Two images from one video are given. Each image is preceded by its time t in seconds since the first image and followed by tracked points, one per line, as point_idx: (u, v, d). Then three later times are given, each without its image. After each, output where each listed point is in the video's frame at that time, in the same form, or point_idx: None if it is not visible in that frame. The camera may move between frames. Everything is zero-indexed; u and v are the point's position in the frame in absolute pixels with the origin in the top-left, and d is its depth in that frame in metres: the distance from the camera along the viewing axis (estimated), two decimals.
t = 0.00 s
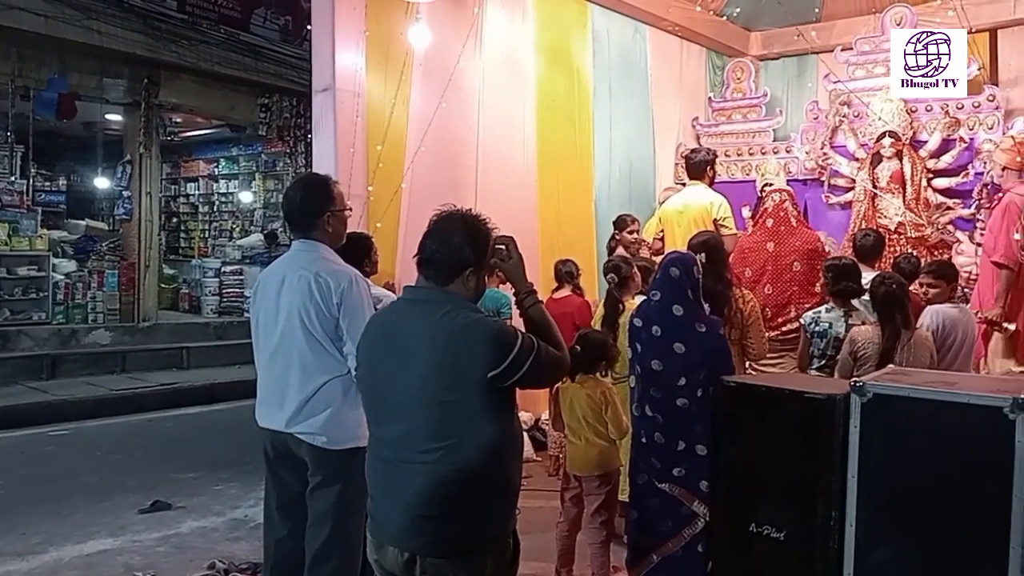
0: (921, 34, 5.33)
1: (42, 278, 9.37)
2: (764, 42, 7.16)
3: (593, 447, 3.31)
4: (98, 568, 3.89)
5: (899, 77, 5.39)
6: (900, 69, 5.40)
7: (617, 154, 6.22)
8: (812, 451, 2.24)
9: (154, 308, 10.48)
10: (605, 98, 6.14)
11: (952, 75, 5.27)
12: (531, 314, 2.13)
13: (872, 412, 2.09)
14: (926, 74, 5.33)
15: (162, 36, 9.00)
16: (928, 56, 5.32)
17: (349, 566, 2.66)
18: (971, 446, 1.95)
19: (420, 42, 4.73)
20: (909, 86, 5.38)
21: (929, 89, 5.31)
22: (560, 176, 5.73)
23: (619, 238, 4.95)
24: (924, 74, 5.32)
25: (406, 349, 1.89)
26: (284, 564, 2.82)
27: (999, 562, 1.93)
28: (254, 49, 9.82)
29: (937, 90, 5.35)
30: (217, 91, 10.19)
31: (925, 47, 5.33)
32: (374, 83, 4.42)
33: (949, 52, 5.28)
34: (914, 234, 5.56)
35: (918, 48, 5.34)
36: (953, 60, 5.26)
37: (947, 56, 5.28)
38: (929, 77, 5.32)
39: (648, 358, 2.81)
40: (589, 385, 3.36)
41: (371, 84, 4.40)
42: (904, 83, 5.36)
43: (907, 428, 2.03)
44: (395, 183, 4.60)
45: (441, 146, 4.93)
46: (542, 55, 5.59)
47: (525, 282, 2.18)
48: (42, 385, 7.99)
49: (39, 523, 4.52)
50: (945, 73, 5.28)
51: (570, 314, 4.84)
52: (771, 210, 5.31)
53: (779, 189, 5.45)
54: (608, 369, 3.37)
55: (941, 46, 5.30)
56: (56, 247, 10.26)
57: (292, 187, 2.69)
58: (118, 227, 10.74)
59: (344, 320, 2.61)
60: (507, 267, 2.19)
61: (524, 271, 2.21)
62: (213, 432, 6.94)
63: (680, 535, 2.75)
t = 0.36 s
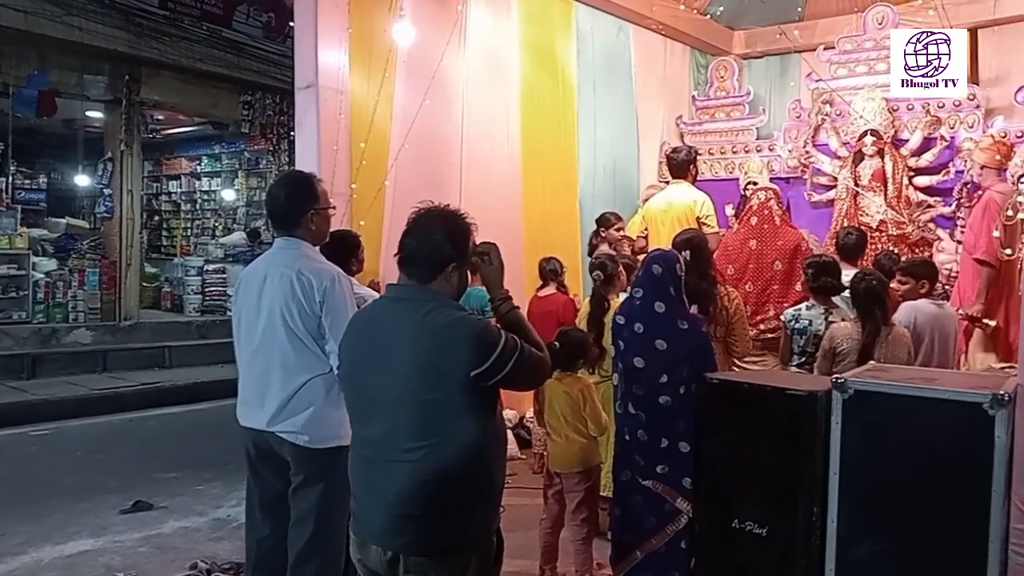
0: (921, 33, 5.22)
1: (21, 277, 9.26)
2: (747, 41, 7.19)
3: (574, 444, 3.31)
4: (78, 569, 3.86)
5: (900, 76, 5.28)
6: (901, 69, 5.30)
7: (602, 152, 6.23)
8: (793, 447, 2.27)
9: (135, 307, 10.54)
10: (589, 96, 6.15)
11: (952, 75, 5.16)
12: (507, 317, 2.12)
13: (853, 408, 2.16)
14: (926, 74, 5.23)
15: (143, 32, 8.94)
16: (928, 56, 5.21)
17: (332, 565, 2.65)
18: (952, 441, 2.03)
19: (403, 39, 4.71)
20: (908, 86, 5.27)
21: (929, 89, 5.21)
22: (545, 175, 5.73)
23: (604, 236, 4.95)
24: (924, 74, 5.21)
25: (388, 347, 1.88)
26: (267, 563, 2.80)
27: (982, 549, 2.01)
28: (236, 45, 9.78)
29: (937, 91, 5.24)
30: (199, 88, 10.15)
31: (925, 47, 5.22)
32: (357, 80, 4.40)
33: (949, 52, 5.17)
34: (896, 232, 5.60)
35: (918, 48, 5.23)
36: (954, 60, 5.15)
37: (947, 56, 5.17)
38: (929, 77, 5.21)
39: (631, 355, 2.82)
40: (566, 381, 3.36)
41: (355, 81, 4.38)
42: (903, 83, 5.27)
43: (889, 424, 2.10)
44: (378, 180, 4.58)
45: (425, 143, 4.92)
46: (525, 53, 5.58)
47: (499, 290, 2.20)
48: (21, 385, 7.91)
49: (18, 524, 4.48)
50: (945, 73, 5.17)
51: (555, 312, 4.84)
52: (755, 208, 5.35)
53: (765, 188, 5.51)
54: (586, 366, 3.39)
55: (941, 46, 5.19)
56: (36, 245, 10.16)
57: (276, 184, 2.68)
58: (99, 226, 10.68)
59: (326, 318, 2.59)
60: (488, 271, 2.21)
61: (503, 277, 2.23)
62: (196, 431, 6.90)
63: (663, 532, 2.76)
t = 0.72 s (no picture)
0: (921, 34, 5.25)
1: None
2: (727, 42, 7.23)
3: (551, 444, 3.29)
4: (51, 572, 3.80)
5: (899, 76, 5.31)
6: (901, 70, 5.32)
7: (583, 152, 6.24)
8: (771, 447, 2.28)
9: (112, 306, 10.46)
10: (570, 96, 6.16)
11: (952, 75, 5.19)
12: (479, 321, 2.12)
13: (829, 408, 2.17)
14: (926, 74, 5.25)
15: (120, 28, 8.85)
16: (927, 56, 5.24)
17: (308, 567, 2.63)
18: (926, 440, 2.05)
19: (384, 37, 4.69)
20: (908, 87, 5.30)
21: (929, 89, 5.24)
22: (526, 175, 5.73)
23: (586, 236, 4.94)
24: (924, 74, 5.24)
25: (366, 347, 1.87)
26: (242, 565, 2.78)
27: (956, 547, 2.03)
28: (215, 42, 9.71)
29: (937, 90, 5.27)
30: (177, 85, 10.07)
31: (925, 47, 5.25)
32: (337, 78, 4.37)
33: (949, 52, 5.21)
34: (873, 234, 5.66)
35: (918, 48, 5.26)
36: (953, 60, 5.19)
37: (947, 56, 5.20)
38: (929, 77, 5.24)
39: (610, 357, 2.82)
40: (547, 381, 3.35)
41: (335, 78, 4.36)
42: (903, 83, 5.29)
43: (863, 424, 2.12)
44: (358, 180, 4.55)
45: (406, 142, 4.90)
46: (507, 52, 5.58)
47: (474, 298, 2.22)
48: None
49: None
50: (945, 73, 5.20)
51: (538, 312, 4.84)
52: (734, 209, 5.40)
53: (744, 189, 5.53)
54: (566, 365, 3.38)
55: (941, 46, 5.22)
56: (11, 243, 10.05)
57: (254, 181, 2.65)
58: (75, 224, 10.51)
59: (303, 317, 2.57)
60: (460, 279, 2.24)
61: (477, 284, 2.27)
62: (173, 432, 6.83)
63: (642, 532, 2.76)
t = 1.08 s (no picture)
0: (921, 33, 5.21)
1: None
2: (710, 49, 7.27)
3: (532, 448, 3.30)
4: None
5: (899, 76, 5.25)
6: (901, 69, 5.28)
7: (566, 157, 6.24)
8: (751, 450, 2.29)
9: (90, 308, 10.34)
10: (553, 101, 6.16)
11: (952, 75, 5.14)
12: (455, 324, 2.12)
13: (808, 412, 2.18)
14: (926, 74, 5.20)
15: (101, 28, 8.77)
16: (928, 56, 5.19)
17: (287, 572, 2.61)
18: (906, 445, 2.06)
19: (366, 39, 4.68)
20: (908, 87, 5.24)
21: (929, 88, 5.18)
22: (508, 178, 5.72)
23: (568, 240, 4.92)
24: (924, 74, 5.18)
25: (345, 352, 1.86)
26: (220, 570, 2.75)
27: (935, 551, 2.04)
28: (196, 43, 9.63)
29: (937, 90, 5.21)
30: (158, 86, 9.99)
31: (925, 47, 5.20)
32: (319, 80, 4.35)
33: (949, 52, 5.16)
34: (853, 240, 5.67)
35: (918, 48, 5.21)
36: (954, 60, 5.14)
37: (947, 56, 5.15)
38: (929, 77, 5.18)
39: (592, 361, 2.82)
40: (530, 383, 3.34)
41: (316, 80, 4.34)
42: (903, 83, 5.24)
43: (843, 429, 2.13)
44: (340, 183, 4.53)
45: (388, 144, 4.89)
46: (490, 55, 5.57)
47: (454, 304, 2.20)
48: None
49: None
50: (945, 73, 5.14)
51: (522, 314, 4.84)
52: (716, 214, 5.41)
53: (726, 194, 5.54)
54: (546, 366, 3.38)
55: (941, 46, 5.18)
56: None
57: (228, 183, 2.63)
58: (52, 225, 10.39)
59: (284, 319, 2.56)
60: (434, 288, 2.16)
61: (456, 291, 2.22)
62: (152, 435, 6.77)
63: (624, 536, 2.76)
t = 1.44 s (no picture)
0: (921, 34, 5.27)
1: None
2: (693, 53, 7.32)
3: (508, 451, 3.30)
4: None
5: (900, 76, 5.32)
6: (901, 68, 5.33)
7: (549, 160, 6.25)
8: (734, 453, 2.30)
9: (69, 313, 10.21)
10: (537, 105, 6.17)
11: (952, 75, 5.22)
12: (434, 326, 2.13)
13: (791, 416, 2.20)
14: (926, 74, 5.26)
15: (82, 30, 8.69)
16: (928, 56, 5.26)
17: None
18: (886, 447, 2.07)
19: (348, 42, 4.67)
20: (908, 87, 5.30)
21: (929, 88, 5.24)
22: (492, 182, 5.73)
23: (549, 243, 4.91)
24: (924, 74, 5.25)
25: (327, 357, 1.84)
26: None
27: (918, 553, 2.05)
28: (177, 45, 9.56)
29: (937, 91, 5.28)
30: (139, 89, 9.91)
31: (925, 47, 5.27)
32: (302, 83, 4.33)
33: (949, 53, 5.25)
34: (834, 244, 5.73)
35: (918, 48, 5.28)
36: (954, 60, 5.23)
37: (947, 56, 5.23)
38: (929, 76, 5.24)
39: (575, 365, 2.82)
40: (507, 387, 3.34)
41: (299, 83, 4.32)
42: (904, 83, 5.30)
43: (826, 433, 2.15)
44: (322, 186, 4.52)
45: (372, 147, 4.87)
46: (473, 59, 5.57)
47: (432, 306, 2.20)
48: None
49: None
50: (945, 73, 5.23)
51: (505, 319, 4.83)
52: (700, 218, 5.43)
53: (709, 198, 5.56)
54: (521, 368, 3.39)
55: (941, 46, 5.26)
56: None
57: (210, 186, 2.61)
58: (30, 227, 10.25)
59: (264, 325, 2.54)
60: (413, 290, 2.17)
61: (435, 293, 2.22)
62: (131, 441, 6.70)
63: (607, 539, 2.76)
